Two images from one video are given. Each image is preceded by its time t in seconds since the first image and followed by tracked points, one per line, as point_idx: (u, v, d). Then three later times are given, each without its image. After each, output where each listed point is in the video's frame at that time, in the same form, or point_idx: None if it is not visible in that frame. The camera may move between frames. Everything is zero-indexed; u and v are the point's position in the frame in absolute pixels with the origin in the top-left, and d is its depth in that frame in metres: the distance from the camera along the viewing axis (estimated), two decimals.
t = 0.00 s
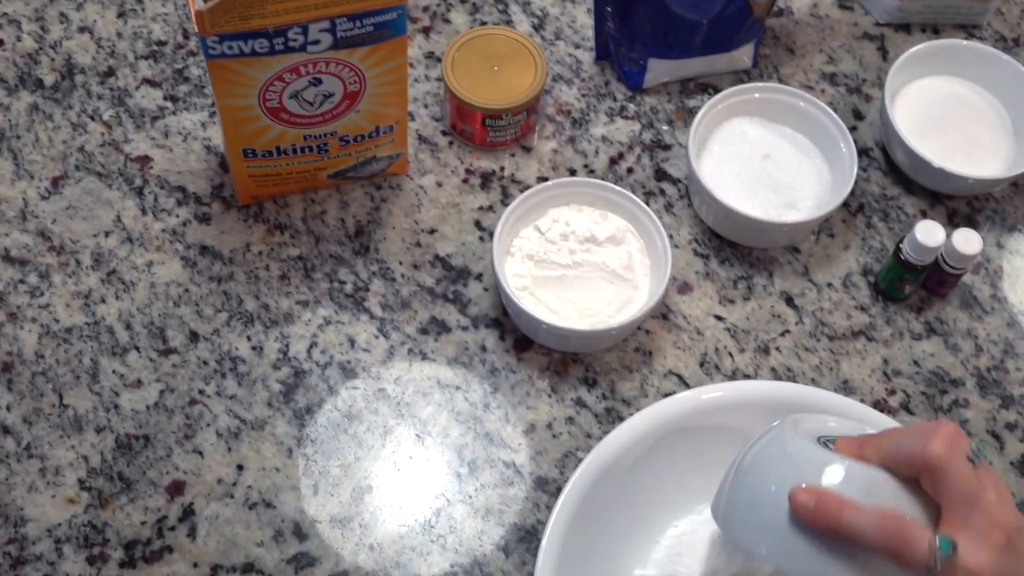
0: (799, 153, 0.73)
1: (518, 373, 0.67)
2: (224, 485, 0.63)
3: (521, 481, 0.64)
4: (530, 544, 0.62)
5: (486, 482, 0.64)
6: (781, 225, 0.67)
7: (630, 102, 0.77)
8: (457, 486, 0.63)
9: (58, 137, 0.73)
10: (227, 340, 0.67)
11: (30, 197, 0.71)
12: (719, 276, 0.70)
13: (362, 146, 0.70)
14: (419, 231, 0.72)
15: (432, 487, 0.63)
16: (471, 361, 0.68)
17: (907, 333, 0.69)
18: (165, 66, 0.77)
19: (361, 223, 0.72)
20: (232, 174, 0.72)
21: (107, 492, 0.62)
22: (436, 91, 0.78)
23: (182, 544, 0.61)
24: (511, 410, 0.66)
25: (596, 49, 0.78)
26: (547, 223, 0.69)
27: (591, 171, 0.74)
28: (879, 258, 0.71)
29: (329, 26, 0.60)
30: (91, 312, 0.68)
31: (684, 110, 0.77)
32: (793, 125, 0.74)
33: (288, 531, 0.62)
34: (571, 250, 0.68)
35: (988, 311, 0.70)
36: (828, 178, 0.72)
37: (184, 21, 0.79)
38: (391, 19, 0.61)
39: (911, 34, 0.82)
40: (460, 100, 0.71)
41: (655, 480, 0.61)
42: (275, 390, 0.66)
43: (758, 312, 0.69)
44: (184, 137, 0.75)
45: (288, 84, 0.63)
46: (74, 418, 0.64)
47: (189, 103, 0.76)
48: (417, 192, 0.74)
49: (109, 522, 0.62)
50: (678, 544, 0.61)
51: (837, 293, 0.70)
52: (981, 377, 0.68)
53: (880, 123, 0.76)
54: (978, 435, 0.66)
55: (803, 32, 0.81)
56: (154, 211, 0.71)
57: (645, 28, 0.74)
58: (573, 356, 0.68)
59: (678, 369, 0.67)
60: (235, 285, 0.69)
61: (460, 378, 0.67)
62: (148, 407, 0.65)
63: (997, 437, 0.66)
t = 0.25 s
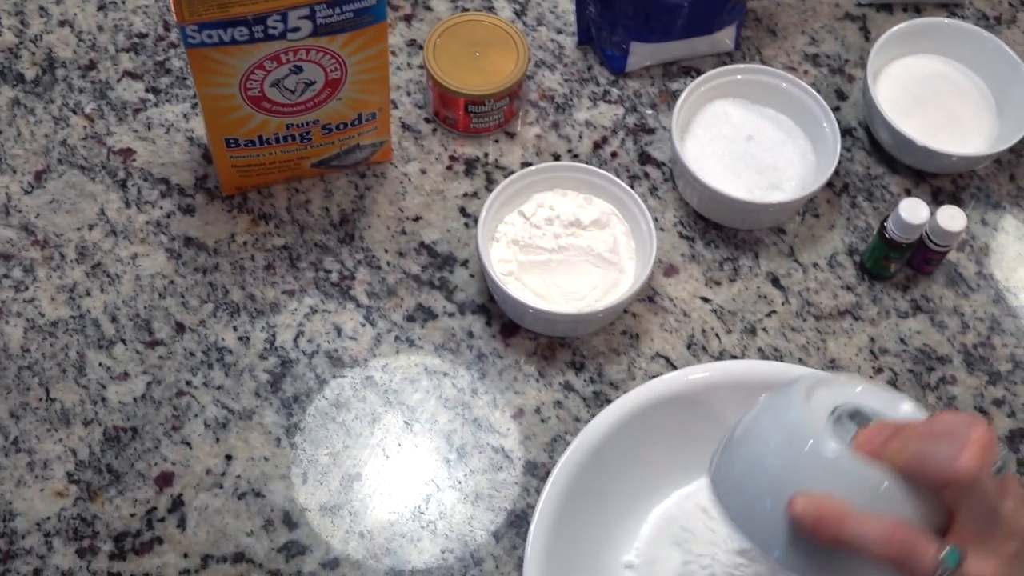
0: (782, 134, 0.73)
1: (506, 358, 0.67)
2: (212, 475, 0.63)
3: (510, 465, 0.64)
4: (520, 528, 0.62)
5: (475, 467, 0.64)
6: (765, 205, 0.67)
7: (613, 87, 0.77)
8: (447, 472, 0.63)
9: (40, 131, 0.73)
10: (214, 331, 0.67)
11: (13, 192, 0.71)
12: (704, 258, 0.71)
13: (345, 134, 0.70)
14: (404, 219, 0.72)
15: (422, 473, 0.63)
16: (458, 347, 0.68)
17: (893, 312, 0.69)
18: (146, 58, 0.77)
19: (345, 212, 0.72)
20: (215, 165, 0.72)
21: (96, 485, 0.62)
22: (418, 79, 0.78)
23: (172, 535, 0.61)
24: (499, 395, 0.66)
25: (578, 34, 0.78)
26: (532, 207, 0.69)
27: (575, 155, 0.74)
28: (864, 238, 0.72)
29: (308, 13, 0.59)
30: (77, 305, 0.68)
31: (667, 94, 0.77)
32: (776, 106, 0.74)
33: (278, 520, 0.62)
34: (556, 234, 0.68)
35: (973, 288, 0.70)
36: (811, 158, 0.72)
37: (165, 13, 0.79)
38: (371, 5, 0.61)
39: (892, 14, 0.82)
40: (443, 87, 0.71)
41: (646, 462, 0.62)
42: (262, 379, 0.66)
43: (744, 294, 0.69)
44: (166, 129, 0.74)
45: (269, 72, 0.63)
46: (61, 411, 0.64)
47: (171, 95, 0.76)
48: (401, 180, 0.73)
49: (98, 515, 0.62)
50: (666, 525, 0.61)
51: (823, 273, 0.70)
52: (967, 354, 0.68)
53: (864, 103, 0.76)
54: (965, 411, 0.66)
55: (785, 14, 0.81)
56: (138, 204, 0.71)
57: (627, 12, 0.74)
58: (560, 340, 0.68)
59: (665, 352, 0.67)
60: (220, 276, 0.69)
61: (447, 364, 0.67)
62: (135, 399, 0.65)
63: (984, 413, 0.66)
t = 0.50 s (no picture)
0: (767, 120, 0.73)
1: (495, 348, 0.67)
2: (204, 471, 0.63)
3: (501, 455, 0.64)
4: (513, 518, 0.62)
5: (466, 458, 0.64)
6: (750, 190, 0.67)
7: (597, 76, 0.78)
8: (438, 464, 0.63)
9: (24, 131, 0.73)
10: (202, 327, 0.67)
11: None
12: (691, 245, 0.71)
13: (330, 128, 0.70)
14: (391, 211, 0.72)
15: (413, 465, 0.63)
16: (447, 339, 0.68)
17: (880, 294, 0.69)
18: (129, 56, 0.77)
19: (332, 205, 0.72)
20: (200, 161, 0.71)
21: (87, 484, 0.62)
22: (402, 72, 0.78)
23: (164, 532, 0.61)
24: (489, 385, 0.66)
25: (561, 24, 0.79)
26: (518, 197, 0.69)
27: (560, 145, 0.74)
28: (851, 222, 0.72)
29: (289, 5, 0.59)
30: (64, 304, 0.68)
31: (651, 82, 0.78)
32: (760, 92, 0.75)
33: (270, 515, 0.62)
34: (543, 224, 0.68)
35: (961, 269, 0.70)
36: (796, 143, 0.72)
37: (147, 11, 0.79)
38: None
39: None
40: (427, 79, 0.71)
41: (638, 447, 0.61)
42: (252, 374, 0.66)
43: (732, 279, 0.69)
44: (151, 126, 0.74)
45: (252, 66, 0.63)
46: (51, 411, 0.64)
47: (154, 92, 0.76)
48: (387, 172, 0.73)
49: (90, 513, 0.61)
50: (657, 510, 0.62)
51: (810, 257, 0.70)
52: (955, 335, 0.68)
53: (847, 87, 0.76)
54: (954, 392, 0.66)
55: None
56: (124, 202, 0.71)
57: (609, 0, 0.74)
58: (549, 330, 0.68)
59: (654, 339, 0.67)
60: (208, 272, 0.69)
61: (436, 356, 0.67)
62: (124, 397, 0.65)
63: (974, 393, 0.66)
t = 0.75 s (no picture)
0: (753, 110, 0.73)
1: (487, 343, 0.67)
2: (197, 472, 0.63)
3: (495, 450, 0.64)
4: (508, 512, 0.62)
5: (460, 453, 0.64)
6: (737, 180, 0.68)
7: (583, 70, 0.78)
8: (432, 459, 0.63)
9: (11, 136, 0.73)
10: (193, 328, 0.67)
11: None
12: (681, 236, 0.71)
13: (317, 126, 0.70)
14: (379, 209, 0.72)
15: (407, 461, 0.63)
16: (439, 335, 0.68)
17: (870, 281, 0.69)
18: (115, 59, 0.77)
19: (321, 204, 0.72)
20: (187, 162, 0.71)
21: (81, 487, 0.62)
22: (389, 70, 0.78)
23: (159, 534, 0.61)
24: (481, 380, 0.66)
25: (546, 18, 0.79)
26: (506, 192, 0.69)
27: (548, 139, 0.75)
28: (839, 210, 0.72)
29: (273, 4, 0.59)
30: (54, 308, 0.68)
31: (637, 75, 0.78)
32: (747, 82, 0.75)
33: (265, 514, 0.62)
34: (532, 218, 0.68)
35: (949, 255, 0.70)
36: (782, 132, 0.72)
37: (132, 14, 0.79)
38: None
39: None
40: (413, 76, 0.71)
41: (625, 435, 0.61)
42: (244, 374, 0.66)
43: (722, 270, 0.70)
44: (138, 129, 0.74)
45: (237, 66, 0.63)
46: (43, 415, 0.64)
47: (141, 94, 0.76)
48: (375, 170, 0.74)
49: (84, 517, 0.61)
50: (653, 501, 0.61)
51: (799, 246, 0.71)
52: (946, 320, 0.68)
53: (833, 76, 0.76)
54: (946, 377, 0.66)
55: None
56: (112, 205, 0.71)
57: None
58: (540, 324, 0.68)
59: (645, 330, 0.68)
60: (198, 273, 0.69)
61: (428, 352, 0.67)
62: (117, 400, 0.65)
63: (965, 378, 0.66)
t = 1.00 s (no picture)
0: (742, 104, 0.74)
1: (481, 342, 0.68)
2: (195, 477, 0.63)
3: (492, 448, 0.64)
4: (506, 510, 0.62)
5: (457, 452, 0.64)
6: (728, 174, 0.68)
7: (571, 67, 0.78)
8: (429, 459, 0.63)
9: None
10: (187, 333, 0.67)
11: None
12: (672, 231, 0.71)
13: (306, 129, 0.70)
14: (371, 210, 0.72)
15: (404, 461, 0.63)
16: (433, 334, 0.68)
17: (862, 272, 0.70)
18: (103, 66, 0.77)
19: (312, 207, 0.72)
20: (177, 168, 0.71)
21: (78, 495, 0.62)
22: (377, 71, 0.78)
23: (157, 540, 0.61)
24: (476, 379, 0.66)
25: (533, 17, 0.79)
26: (498, 191, 0.69)
27: (538, 138, 0.75)
28: (829, 202, 0.72)
29: (261, 8, 0.59)
30: (47, 316, 0.67)
31: (625, 71, 0.78)
32: (735, 77, 0.75)
33: (263, 517, 0.62)
34: (524, 216, 0.68)
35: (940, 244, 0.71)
36: (771, 126, 0.72)
37: (119, 20, 0.79)
38: None
39: None
40: (402, 77, 0.71)
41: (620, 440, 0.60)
42: (239, 379, 0.66)
43: (714, 264, 0.70)
44: (128, 135, 0.74)
45: (226, 70, 0.63)
46: (38, 423, 0.64)
47: (130, 101, 0.76)
48: (366, 172, 0.74)
49: (81, 524, 0.61)
50: (651, 495, 0.61)
51: (791, 239, 0.71)
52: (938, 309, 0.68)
53: (820, 69, 0.77)
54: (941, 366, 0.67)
55: None
56: (103, 211, 0.71)
57: None
58: (535, 321, 0.68)
59: (639, 325, 0.68)
60: (190, 278, 0.69)
61: (423, 352, 0.67)
62: (112, 407, 0.65)
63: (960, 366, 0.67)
